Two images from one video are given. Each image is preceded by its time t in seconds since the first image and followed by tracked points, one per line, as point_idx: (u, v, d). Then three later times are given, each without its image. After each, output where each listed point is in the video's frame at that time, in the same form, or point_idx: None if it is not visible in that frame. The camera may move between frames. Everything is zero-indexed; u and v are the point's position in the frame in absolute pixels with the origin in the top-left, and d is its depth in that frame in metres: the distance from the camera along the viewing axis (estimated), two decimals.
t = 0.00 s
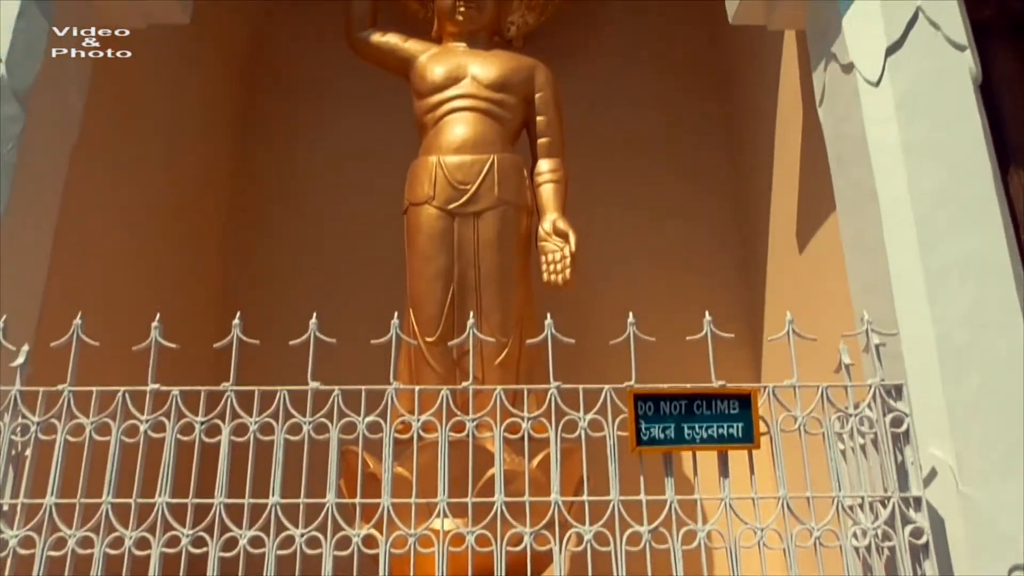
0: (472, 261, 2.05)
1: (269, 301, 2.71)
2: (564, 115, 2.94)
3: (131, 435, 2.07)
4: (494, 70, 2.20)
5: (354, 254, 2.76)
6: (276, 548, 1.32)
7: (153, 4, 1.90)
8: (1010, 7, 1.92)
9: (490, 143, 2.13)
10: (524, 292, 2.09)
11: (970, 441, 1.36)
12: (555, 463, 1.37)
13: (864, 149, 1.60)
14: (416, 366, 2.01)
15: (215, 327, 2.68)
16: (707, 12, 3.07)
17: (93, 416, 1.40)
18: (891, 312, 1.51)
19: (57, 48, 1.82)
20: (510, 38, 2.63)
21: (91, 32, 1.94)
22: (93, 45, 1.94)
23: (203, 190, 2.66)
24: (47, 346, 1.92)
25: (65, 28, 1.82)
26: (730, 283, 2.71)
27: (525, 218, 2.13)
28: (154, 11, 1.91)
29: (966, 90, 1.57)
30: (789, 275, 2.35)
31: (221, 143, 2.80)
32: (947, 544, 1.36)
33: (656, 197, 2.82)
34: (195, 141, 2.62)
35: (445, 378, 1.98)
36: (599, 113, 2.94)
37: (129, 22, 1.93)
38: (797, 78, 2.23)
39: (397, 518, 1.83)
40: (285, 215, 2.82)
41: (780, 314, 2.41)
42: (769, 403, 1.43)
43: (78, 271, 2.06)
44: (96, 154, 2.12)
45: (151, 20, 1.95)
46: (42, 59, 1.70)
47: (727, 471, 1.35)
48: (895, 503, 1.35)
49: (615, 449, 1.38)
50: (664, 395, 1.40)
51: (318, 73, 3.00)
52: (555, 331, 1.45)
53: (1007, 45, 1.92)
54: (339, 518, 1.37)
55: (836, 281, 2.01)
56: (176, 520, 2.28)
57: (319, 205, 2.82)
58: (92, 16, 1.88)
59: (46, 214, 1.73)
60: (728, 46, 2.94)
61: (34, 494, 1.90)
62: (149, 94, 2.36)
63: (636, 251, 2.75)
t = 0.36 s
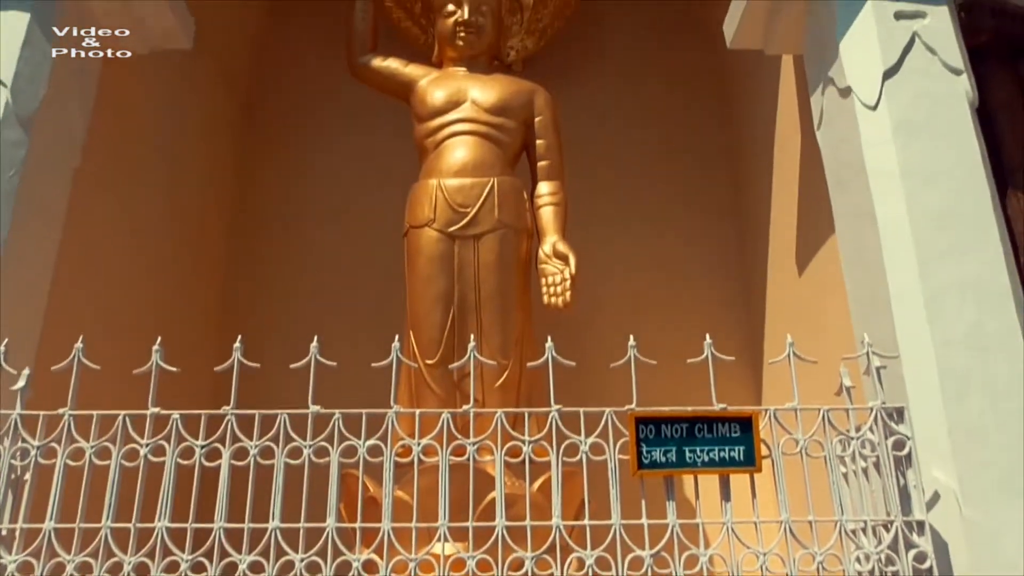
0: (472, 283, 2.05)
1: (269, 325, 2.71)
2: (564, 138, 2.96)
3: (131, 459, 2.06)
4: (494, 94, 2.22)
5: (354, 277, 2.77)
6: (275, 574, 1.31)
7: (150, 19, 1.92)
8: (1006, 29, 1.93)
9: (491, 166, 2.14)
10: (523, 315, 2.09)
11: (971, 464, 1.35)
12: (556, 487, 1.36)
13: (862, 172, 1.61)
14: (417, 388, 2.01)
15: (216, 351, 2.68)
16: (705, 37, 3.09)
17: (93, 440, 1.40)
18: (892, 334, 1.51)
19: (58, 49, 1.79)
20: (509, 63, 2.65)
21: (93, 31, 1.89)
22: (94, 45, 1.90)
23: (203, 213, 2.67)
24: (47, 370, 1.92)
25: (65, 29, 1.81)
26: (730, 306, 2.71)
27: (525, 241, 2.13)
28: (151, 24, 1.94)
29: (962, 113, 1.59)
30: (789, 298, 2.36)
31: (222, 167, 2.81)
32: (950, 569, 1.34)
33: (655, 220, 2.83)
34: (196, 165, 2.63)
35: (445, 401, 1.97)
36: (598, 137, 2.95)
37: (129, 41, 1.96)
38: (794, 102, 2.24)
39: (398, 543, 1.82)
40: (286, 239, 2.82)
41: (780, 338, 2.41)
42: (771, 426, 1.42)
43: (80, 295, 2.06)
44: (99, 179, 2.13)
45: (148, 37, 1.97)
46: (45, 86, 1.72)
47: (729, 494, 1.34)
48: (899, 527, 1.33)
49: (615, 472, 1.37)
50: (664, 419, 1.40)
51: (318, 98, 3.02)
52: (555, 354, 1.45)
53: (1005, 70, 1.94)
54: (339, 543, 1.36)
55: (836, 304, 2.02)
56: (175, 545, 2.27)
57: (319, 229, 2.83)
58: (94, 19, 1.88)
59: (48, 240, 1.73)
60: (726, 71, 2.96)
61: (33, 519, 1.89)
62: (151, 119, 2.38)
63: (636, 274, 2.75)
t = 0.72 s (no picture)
0: (472, 304, 2.06)
1: (269, 346, 2.71)
2: (564, 159, 2.97)
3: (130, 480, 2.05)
4: (494, 115, 2.23)
5: (354, 298, 2.77)
6: None
7: (155, 41, 1.94)
8: (1003, 54, 1.94)
9: (491, 187, 2.15)
10: (523, 335, 2.09)
11: (974, 487, 1.35)
12: (556, 510, 1.35)
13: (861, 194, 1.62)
14: (417, 409, 2.01)
15: (216, 372, 2.67)
16: (704, 59, 3.12)
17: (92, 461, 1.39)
18: (892, 355, 1.50)
19: (57, 48, 1.78)
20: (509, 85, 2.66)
21: (93, 31, 1.86)
22: (94, 44, 1.88)
23: (204, 234, 2.67)
24: (48, 391, 1.92)
25: (65, 28, 1.80)
26: (730, 327, 2.71)
27: (525, 261, 2.14)
28: (155, 46, 1.96)
29: (960, 135, 1.60)
30: (789, 319, 2.36)
31: (223, 188, 2.82)
32: None
33: (655, 241, 2.84)
34: (198, 186, 2.64)
35: (445, 422, 1.97)
36: (598, 158, 2.97)
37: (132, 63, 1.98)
38: (793, 125, 2.26)
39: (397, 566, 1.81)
40: (286, 260, 2.83)
41: (781, 358, 2.41)
42: (772, 447, 1.41)
43: (81, 316, 2.06)
44: (101, 200, 2.14)
45: (152, 58, 1.99)
46: (50, 108, 1.73)
47: (730, 516, 1.34)
48: (901, 550, 1.32)
49: (616, 494, 1.37)
50: (665, 440, 1.39)
51: (320, 119, 3.04)
52: (556, 375, 1.44)
53: (1002, 93, 1.95)
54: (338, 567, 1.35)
55: (836, 326, 2.02)
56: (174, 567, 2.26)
57: (320, 250, 2.84)
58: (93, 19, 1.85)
59: (50, 261, 1.74)
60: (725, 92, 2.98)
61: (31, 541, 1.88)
62: (154, 139, 2.39)
63: (636, 295, 2.76)
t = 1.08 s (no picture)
0: (473, 325, 2.06)
1: (269, 368, 2.71)
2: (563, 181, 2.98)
3: (129, 503, 2.04)
4: (493, 137, 2.24)
5: (354, 321, 2.77)
6: None
7: (157, 61, 1.95)
8: (998, 77, 1.97)
9: (491, 208, 2.16)
10: (523, 356, 2.09)
11: (977, 508, 1.34)
12: (557, 533, 1.34)
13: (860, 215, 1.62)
14: (417, 431, 2.01)
15: (216, 394, 2.67)
16: (701, 81, 3.14)
17: (91, 484, 1.38)
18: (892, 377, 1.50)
19: (57, 48, 1.78)
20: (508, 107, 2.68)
21: (93, 32, 1.82)
22: (94, 44, 1.84)
23: (205, 256, 2.68)
24: (47, 414, 1.92)
25: (64, 27, 1.79)
26: (731, 348, 2.71)
27: (525, 282, 2.14)
28: (157, 68, 1.96)
29: (958, 156, 1.61)
30: (789, 340, 2.36)
31: (224, 210, 2.83)
32: None
33: (654, 263, 2.84)
34: (198, 208, 2.65)
35: (445, 444, 1.97)
36: (597, 179, 2.98)
37: (135, 87, 1.99)
38: (791, 148, 2.27)
39: None
40: (286, 282, 2.83)
41: (781, 380, 2.41)
42: (774, 469, 1.41)
43: (82, 338, 2.06)
44: (102, 223, 2.14)
45: (155, 80, 2.00)
46: (54, 132, 1.74)
47: (732, 539, 1.33)
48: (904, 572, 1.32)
49: (618, 517, 1.36)
50: (666, 462, 1.39)
51: (320, 142, 3.06)
52: (556, 397, 1.43)
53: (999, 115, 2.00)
54: None
55: (836, 347, 2.02)
56: None
57: (320, 272, 2.84)
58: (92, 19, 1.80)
59: (52, 285, 1.73)
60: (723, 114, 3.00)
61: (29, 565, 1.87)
62: (156, 162, 2.39)
63: (636, 317, 2.76)
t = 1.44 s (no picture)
0: (473, 344, 2.06)
1: (270, 387, 2.71)
2: (564, 200, 2.99)
3: (129, 524, 2.03)
4: (494, 156, 2.25)
5: (355, 340, 2.77)
6: None
7: (159, 82, 1.96)
8: (995, 96, 1.99)
9: (492, 227, 2.16)
10: (524, 375, 2.09)
11: (980, 528, 1.33)
12: (558, 554, 1.34)
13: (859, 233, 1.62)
14: (417, 450, 2.00)
15: (217, 413, 2.67)
16: (701, 101, 3.15)
17: (91, 504, 1.38)
18: (893, 396, 1.50)
19: (57, 48, 1.79)
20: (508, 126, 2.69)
21: (93, 32, 1.79)
22: (94, 44, 1.81)
23: (206, 274, 2.68)
24: (48, 434, 1.92)
25: (64, 28, 1.77)
26: (732, 367, 2.71)
27: (525, 300, 2.14)
28: (159, 89, 1.98)
29: (956, 175, 1.61)
30: (790, 358, 2.36)
31: (225, 230, 2.84)
32: None
33: (655, 282, 2.84)
34: (200, 226, 2.65)
35: (445, 463, 1.96)
36: (598, 198, 2.99)
37: (138, 107, 2.00)
38: (791, 168, 2.28)
39: None
40: (287, 301, 2.84)
41: (782, 399, 2.40)
42: (776, 488, 1.41)
43: (83, 358, 2.06)
44: (104, 243, 2.15)
45: (158, 100, 2.01)
46: (58, 152, 1.75)
47: (734, 559, 1.32)
48: None
49: (619, 537, 1.36)
50: (667, 482, 1.39)
51: (321, 162, 3.07)
52: (557, 417, 1.41)
53: (997, 133, 2.01)
54: None
55: (837, 366, 2.02)
56: None
57: (321, 291, 2.85)
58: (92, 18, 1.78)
59: (53, 304, 1.74)
60: (721, 134, 3.01)
61: None
62: (157, 183, 2.40)
63: (637, 336, 2.76)
